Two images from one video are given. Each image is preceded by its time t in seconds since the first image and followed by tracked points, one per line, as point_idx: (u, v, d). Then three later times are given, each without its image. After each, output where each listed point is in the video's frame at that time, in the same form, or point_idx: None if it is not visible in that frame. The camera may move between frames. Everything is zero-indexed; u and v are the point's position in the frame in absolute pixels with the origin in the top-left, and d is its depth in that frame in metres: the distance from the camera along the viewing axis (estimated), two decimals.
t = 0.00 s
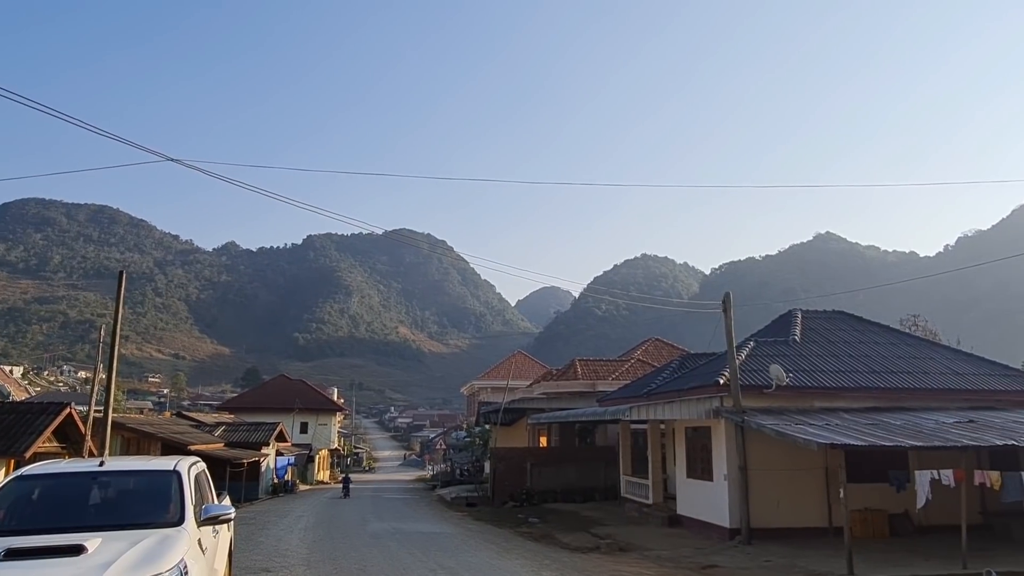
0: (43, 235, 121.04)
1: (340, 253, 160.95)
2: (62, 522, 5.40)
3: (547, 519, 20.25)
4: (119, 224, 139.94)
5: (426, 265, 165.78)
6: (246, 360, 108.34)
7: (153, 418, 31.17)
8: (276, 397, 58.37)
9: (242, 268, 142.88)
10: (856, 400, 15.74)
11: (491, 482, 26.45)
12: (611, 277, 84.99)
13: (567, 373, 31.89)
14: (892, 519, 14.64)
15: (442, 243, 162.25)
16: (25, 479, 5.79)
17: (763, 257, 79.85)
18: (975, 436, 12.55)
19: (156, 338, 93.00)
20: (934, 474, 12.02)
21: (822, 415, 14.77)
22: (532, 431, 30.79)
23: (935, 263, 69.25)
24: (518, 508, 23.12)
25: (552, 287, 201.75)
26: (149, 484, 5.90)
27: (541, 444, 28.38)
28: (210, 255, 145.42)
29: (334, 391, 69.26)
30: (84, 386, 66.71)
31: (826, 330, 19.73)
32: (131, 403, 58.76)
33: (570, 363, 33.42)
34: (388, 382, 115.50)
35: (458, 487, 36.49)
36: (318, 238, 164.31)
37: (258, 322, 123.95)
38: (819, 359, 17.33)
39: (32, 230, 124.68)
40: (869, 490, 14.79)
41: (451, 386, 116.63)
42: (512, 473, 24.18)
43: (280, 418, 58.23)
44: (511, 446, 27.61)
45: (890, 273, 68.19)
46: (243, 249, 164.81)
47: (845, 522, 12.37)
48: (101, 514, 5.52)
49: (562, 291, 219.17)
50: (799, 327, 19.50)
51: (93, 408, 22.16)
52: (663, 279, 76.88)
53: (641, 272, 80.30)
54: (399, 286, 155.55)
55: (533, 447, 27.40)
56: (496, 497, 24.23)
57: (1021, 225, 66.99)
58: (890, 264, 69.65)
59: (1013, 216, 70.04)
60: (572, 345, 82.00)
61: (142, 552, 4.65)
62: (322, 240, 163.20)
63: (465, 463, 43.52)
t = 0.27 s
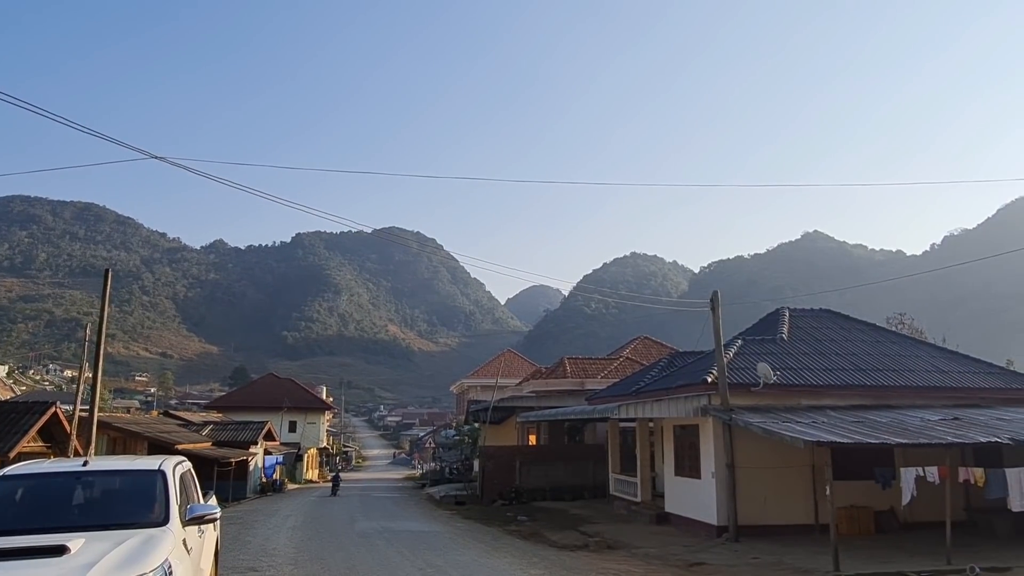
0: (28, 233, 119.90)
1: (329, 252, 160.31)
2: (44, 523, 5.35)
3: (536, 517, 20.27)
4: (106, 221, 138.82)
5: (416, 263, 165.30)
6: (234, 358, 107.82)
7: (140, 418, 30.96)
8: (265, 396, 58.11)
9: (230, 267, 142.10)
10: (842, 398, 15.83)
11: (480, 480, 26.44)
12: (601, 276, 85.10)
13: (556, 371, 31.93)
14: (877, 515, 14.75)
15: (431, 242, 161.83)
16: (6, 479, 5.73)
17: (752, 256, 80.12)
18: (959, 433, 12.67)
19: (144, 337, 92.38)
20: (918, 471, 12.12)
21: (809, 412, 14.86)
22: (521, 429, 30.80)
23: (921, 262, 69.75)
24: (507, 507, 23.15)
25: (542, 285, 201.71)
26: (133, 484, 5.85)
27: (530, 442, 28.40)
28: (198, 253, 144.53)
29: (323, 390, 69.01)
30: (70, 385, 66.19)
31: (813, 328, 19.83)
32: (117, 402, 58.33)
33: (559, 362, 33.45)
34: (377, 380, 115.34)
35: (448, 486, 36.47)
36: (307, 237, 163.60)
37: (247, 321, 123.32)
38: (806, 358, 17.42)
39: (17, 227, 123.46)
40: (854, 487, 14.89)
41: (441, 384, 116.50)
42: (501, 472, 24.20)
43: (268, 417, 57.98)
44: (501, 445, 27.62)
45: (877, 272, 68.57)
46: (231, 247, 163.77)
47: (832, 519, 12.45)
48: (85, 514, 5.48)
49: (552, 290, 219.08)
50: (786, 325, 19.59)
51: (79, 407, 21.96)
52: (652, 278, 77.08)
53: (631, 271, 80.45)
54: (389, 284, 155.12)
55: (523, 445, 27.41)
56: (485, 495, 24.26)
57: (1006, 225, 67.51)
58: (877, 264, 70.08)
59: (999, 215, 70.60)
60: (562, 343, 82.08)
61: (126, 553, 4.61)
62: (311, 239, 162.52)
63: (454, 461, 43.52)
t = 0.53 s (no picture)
0: (14, 231, 118.79)
1: (318, 250, 159.68)
2: (28, 523, 5.31)
3: (525, 515, 20.29)
4: (93, 220, 137.59)
5: (406, 262, 164.86)
6: (223, 357, 107.29)
7: (127, 417, 30.74)
8: (254, 395, 57.87)
9: (219, 265, 141.33)
10: (829, 396, 15.95)
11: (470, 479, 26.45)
12: (591, 274, 85.19)
13: (545, 369, 31.96)
14: (863, 513, 14.86)
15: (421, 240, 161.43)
16: None
17: (741, 254, 80.48)
18: (944, 430, 12.77)
19: (131, 336, 91.77)
20: (904, 469, 12.21)
21: (796, 410, 14.94)
22: (511, 428, 30.82)
23: (909, 261, 70.21)
24: (496, 505, 23.16)
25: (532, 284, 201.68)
26: (118, 484, 5.82)
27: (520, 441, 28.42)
28: (187, 251, 143.67)
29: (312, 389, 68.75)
30: (57, 385, 65.68)
31: (801, 327, 19.94)
32: (104, 402, 57.91)
33: (548, 360, 33.47)
34: (367, 378, 115.18)
35: (437, 485, 36.45)
36: (296, 235, 162.86)
37: (236, 320, 122.72)
38: (793, 356, 17.54)
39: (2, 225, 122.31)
40: (841, 485, 14.99)
41: (431, 383, 116.36)
42: (491, 471, 24.21)
43: (257, 416, 57.73)
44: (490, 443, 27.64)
45: (865, 270, 69.04)
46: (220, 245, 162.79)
47: (819, 517, 12.53)
48: (69, 516, 5.45)
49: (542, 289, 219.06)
50: (774, 324, 19.69)
51: (65, 407, 21.76)
52: (642, 277, 77.28)
53: (621, 270, 80.58)
54: (379, 283, 154.68)
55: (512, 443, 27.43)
56: (475, 494, 24.25)
57: (992, 224, 68.14)
58: (865, 263, 70.48)
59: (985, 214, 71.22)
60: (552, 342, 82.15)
61: (110, 552, 4.60)
62: (300, 237, 161.86)
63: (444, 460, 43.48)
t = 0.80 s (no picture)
0: None
1: (305, 248, 158.89)
2: (7, 524, 5.26)
3: (512, 514, 20.30)
4: (77, 218, 136.19)
5: (394, 260, 164.33)
6: (210, 356, 106.67)
7: (112, 417, 30.48)
8: (240, 394, 57.57)
9: (205, 264, 140.36)
10: (814, 393, 16.06)
11: (457, 478, 26.43)
12: (579, 273, 85.27)
13: (533, 367, 32.00)
14: (848, 509, 14.98)
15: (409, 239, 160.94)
16: None
17: (729, 252, 80.86)
18: (927, 427, 12.89)
19: (117, 335, 91.02)
20: (887, 465, 12.30)
21: (782, 408, 15.03)
22: (499, 426, 30.82)
23: (894, 259, 70.79)
24: (484, 504, 23.13)
25: (520, 283, 201.70)
26: (100, 484, 5.78)
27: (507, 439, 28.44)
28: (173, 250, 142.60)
29: (299, 388, 68.46)
30: (41, 385, 65.02)
31: (787, 325, 20.05)
32: (89, 402, 57.37)
33: (536, 358, 33.50)
34: (355, 377, 115.07)
35: (425, 483, 36.40)
36: (283, 234, 161.96)
37: (223, 319, 121.98)
38: (779, 354, 17.65)
39: None
40: (826, 481, 15.11)
41: (420, 381, 116.23)
42: (478, 469, 24.16)
43: (244, 416, 57.43)
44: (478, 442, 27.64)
45: (851, 269, 69.57)
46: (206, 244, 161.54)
47: (804, 513, 12.62)
48: (50, 517, 5.40)
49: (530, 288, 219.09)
50: (760, 322, 19.80)
51: (49, 407, 21.52)
52: (630, 275, 77.50)
53: (609, 268, 80.72)
54: (367, 282, 154.14)
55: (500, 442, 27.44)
56: (462, 493, 24.19)
57: (977, 223, 68.76)
58: (850, 261, 70.98)
59: (969, 213, 71.95)
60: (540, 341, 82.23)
61: (90, 553, 4.57)
62: (287, 235, 160.98)
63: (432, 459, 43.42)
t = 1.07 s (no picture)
0: None
1: (292, 246, 157.97)
2: None
3: (499, 511, 20.32)
4: (60, 215, 134.61)
5: (381, 259, 163.66)
6: (195, 355, 105.94)
7: (95, 416, 30.16)
8: (225, 393, 57.20)
9: (190, 261, 139.25)
10: (798, 391, 16.17)
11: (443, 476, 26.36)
12: (566, 271, 85.31)
13: (519, 366, 32.02)
14: (831, 505, 15.11)
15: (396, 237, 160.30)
16: None
17: (716, 250, 81.18)
18: (909, 424, 13.03)
19: (100, 334, 90.18)
20: (869, 462, 12.40)
21: (766, 405, 15.13)
22: (486, 424, 30.82)
23: (878, 258, 71.34)
24: (471, 502, 23.10)
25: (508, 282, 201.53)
26: (80, 484, 5.71)
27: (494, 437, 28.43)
28: (157, 248, 141.37)
29: (285, 387, 68.08)
30: (23, 384, 64.31)
31: (771, 323, 20.20)
32: (72, 401, 56.78)
33: (523, 356, 33.51)
34: (342, 376, 114.90)
35: (412, 482, 36.35)
36: (269, 231, 160.87)
37: (208, 317, 121.10)
38: (764, 352, 17.74)
39: None
40: (810, 478, 15.21)
41: (407, 380, 115.97)
42: (464, 467, 24.12)
43: (229, 415, 57.07)
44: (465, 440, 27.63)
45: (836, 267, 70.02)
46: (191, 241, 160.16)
47: (788, 509, 12.70)
48: (29, 518, 5.35)
49: (518, 286, 218.93)
50: (745, 320, 19.93)
51: (30, 407, 21.26)
52: (617, 273, 77.66)
53: (596, 266, 80.82)
54: (354, 280, 153.43)
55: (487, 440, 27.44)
56: (449, 491, 24.14)
57: (959, 223, 69.43)
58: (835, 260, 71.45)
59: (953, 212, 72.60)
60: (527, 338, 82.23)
61: (69, 553, 4.52)
62: (273, 233, 159.96)
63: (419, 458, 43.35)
